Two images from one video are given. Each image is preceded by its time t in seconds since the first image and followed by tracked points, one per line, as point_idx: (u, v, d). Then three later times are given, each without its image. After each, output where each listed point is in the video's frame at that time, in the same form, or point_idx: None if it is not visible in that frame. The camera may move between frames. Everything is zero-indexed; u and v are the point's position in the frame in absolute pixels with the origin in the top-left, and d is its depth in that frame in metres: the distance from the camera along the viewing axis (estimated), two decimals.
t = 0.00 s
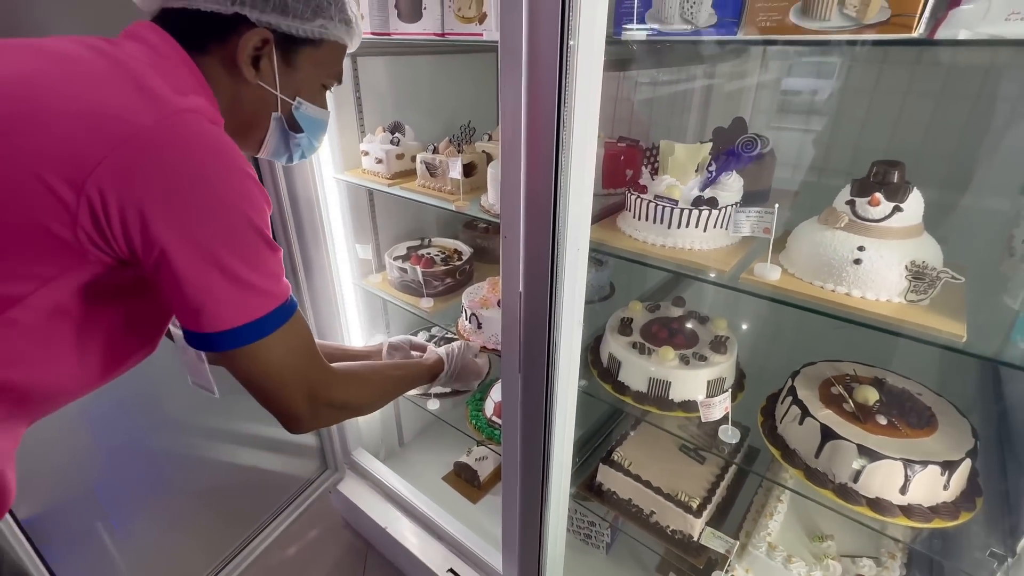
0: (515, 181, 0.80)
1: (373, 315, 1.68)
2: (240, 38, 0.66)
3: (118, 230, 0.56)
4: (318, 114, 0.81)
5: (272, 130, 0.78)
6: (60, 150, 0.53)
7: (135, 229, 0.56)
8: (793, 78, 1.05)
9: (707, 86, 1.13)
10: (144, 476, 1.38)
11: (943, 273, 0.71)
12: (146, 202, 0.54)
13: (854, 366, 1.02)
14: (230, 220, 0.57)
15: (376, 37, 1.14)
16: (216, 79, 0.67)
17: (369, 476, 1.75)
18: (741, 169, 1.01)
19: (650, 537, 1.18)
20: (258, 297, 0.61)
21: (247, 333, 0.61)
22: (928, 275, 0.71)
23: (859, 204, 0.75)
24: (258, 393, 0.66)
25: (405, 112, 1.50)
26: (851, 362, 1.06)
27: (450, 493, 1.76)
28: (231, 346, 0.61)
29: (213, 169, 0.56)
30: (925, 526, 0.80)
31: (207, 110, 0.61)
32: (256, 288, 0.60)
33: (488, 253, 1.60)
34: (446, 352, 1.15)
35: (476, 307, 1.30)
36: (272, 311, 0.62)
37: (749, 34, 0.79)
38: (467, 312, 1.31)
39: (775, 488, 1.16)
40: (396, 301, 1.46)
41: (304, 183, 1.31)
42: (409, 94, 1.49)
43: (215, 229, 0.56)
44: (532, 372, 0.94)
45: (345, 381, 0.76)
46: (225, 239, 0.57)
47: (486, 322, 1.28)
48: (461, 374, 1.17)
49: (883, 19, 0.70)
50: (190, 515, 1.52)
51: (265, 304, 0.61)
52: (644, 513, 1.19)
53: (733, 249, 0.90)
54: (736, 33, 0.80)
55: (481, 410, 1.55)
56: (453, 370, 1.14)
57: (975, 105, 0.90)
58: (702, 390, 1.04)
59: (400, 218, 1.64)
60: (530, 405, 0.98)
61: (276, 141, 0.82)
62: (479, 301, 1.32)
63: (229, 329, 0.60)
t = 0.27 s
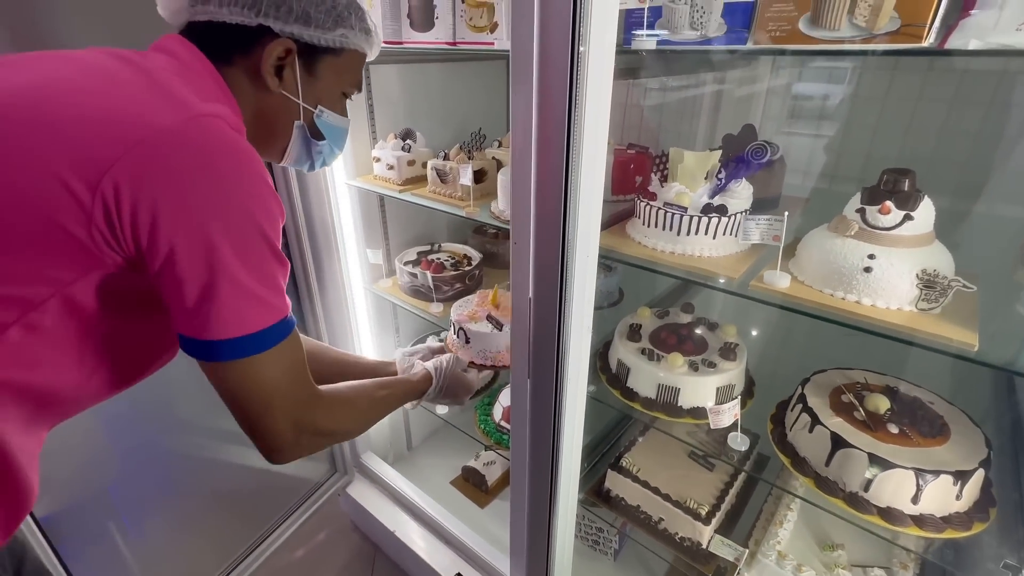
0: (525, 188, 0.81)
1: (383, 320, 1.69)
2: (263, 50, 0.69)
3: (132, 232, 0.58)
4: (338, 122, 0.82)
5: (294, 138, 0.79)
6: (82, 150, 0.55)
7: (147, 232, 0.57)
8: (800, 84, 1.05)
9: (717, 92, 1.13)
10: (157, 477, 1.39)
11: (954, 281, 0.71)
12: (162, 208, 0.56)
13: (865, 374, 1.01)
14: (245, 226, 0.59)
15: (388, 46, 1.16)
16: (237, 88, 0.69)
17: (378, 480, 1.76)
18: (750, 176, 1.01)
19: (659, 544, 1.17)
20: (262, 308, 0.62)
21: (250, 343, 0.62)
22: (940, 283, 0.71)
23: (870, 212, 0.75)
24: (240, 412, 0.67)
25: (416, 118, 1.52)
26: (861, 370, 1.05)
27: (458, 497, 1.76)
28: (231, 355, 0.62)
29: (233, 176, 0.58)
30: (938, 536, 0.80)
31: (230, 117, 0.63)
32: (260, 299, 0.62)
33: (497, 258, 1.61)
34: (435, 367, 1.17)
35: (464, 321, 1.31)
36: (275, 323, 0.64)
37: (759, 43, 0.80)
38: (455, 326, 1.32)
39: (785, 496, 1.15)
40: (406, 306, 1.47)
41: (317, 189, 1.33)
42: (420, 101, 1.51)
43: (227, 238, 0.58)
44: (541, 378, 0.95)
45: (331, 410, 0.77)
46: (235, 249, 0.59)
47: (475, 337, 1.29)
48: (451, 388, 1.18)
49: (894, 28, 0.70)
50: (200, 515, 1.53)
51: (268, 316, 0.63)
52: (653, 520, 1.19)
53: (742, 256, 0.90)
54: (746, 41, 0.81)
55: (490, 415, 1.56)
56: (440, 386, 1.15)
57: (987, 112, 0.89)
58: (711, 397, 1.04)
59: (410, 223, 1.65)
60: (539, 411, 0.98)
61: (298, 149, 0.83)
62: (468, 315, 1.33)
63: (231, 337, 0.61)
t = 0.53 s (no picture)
0: (542, 191, 0.80)
1: (398, 322, 1.70)
2: (276, 42, 0.70)
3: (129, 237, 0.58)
4: (359, 115, 0.81)
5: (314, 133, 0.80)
6: (95, 150, 0.56)
7: (140, 239, 0.57)
8: (822, 87, 1.03)
9: (735, 95, 1.12)
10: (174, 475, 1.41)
11: (983, 287, 0.70)
12: (160, 217, 0.55)
13: (888, 382, 0.99)
14: (237, 239, 0.58)
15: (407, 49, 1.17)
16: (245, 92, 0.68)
17: (391, 482, 1.77)
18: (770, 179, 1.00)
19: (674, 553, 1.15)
20: (245, 331, 0.60)
21: (228, 366, 0.60)
22: (969, 289, 0.69)
23: (896, 216, 0.74)
24: (195, 450, 0.64)
25: (432, 122, 1.53)
26: (883, 377, 1.03)
27: (470, 501, 1.75)
28: (209, 376, 0.60)
29: (230, 185, 0.57)
30: (966, 550, 0.77)
31: (236, 123, 0.62)
32: (244, 321, 0.60)
33: (511, 261, 1.61)
34: (412, 394, 1.15)
35: (438, 341, 1.29)
36: (258, 348, 0.62)
37: (783, 44, 0.78)
38: (431, 348, 1.29)
39: (804, 505, 1.13)
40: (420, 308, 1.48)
41: (333, 191, 1.35)
42: (437, 105, 1.52)
43: (218, 254, 0.57)
44: (556, 383, 0.94)
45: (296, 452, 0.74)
46: (225, 266, 0.57)
47: (453, 357, 1.26)
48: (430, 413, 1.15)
49: (922, 28, 0.68)
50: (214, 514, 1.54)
51: (251, 340, 0.61)
52: (668, 527, 1.17)
53: (762, 260, 0.89)
54: (769, 43, 0.79)
55: (503, 418, 1.56)
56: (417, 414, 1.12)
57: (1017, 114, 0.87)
58: (729, 403, 1.02)
59: (426, 226, 1.66)
60: (554, 415, 0.97)
61: (323, 148, 0.84)
62: (444, 335, 1.31)
63: (212, 356, 0.59)
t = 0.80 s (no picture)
0: (570, 198, 0.80)
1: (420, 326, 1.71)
2: None
3: None
4: None
5: None
6: None
7: None
8: (846, 92, 1.02)
9: (765, 101, 1.10)
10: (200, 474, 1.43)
11: None
12: None
13: (926, 397, 0.95)
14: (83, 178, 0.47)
15: (432, 56, 1.17)
16: (167, 40, 0.58)
17: (410, 486, 1.77)
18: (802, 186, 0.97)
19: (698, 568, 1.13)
20: (54, 296, 0.47)
21: (30, 334, 0.47)
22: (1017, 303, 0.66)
23: (938, 225, 0.71)
24: (8, 432, 0.50)
25: (456, 128, 1.53)
26: (921, 393, 0.99)
27: (489, 508, 1.74)
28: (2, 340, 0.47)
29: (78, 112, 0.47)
30: None
31: (117, 49, 0.52)
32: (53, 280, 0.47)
33: (533, 267, 1.60)
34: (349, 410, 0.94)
35: (388, 351, 1.07)
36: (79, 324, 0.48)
37: (818, 49, 0.76)
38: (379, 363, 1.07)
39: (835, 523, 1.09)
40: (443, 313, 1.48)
41: (358, 196, 1.37)
42: (461, 111, 1.53)
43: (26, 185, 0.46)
44: (580, 391, 0.93)
45: (165, 463, 0.61)
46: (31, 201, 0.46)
47: (401, 369, 1.03)
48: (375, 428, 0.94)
49: (969, 31, 0.66)
50: (243, 512, 1.56)
51: (63, 310, 0.47)
52: (692, 541, 1.14)
53: (794, 270, 0.87)
54: (804, 48, 0.77)
55: (523, 425, 1.55)
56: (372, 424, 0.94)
57: None
58: (757, 416, 1.00)
59: (449, 231, 1.67)
60: (578, 424, 0.96)
61: (230, 33, 0.63)
62: (394, 344, 1.09)
63: (10, 316, 0.46)
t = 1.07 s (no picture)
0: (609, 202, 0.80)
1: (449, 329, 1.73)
2: None
3: None
4: None
5: None
6: None
7: None
8: (881, 96, 0.99)
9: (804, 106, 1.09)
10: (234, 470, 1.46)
11: None
12: None
13: (975, 411, 0.92)
14: None
15: (468, 62, 1.18)
16: None
17: (436, 488, 1.78)
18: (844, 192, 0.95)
19: None
20: None
21: None
22: None
23: (993, 235, 0.69)
24: None
25: (489, 134, 1.55)
26: (968, 407, 0.96)
27: (514, 513, 1.74)
28: None
29: None
30: None
31: None
32: None
33: (563, 272, 1.60)
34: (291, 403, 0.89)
35: (351, 324, 0.99)
36: None
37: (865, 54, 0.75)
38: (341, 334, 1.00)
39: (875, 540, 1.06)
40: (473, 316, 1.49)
41: (392, 199, 1.41)
42: (493, 117, 1.55)
43: None
44: (613, 396, 0.92)
45: (38, 470, 0.56)
46: None
47: (364, 344, 0.97)
48: (321, 415, 0.91)
49: None
50: (276, 505, 1.60)
51: None
52: (724, 553, 1.12)
53: (837, 278, 0.85)
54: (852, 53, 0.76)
55: (551, 430, 1.55)
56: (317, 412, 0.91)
57: None
58: (795, 426, 0.98)
59: (479, 235, 1.68)
60: (611, 431, 0.95)
61: None
62: (359, 316, 1.02)
63: None
